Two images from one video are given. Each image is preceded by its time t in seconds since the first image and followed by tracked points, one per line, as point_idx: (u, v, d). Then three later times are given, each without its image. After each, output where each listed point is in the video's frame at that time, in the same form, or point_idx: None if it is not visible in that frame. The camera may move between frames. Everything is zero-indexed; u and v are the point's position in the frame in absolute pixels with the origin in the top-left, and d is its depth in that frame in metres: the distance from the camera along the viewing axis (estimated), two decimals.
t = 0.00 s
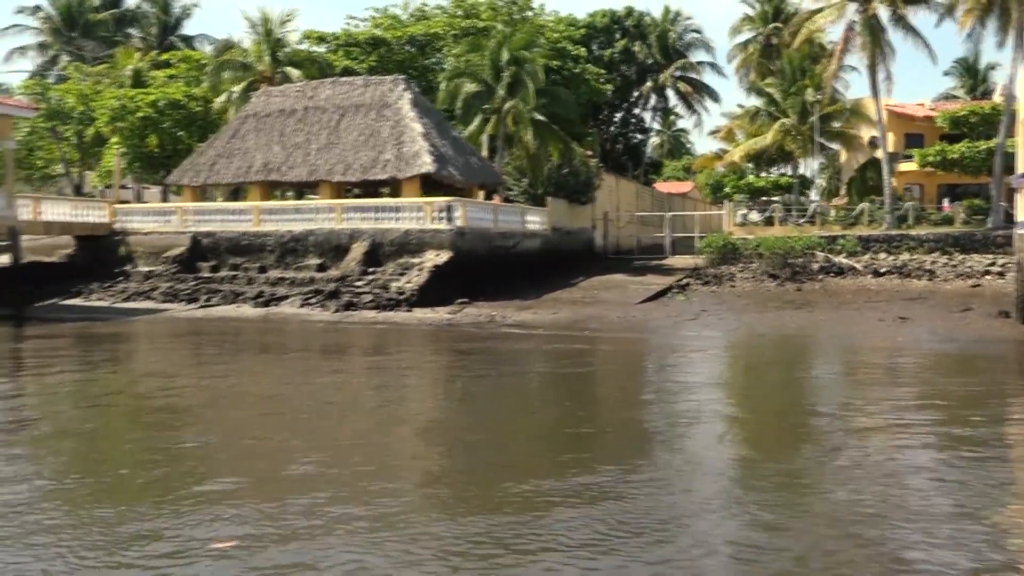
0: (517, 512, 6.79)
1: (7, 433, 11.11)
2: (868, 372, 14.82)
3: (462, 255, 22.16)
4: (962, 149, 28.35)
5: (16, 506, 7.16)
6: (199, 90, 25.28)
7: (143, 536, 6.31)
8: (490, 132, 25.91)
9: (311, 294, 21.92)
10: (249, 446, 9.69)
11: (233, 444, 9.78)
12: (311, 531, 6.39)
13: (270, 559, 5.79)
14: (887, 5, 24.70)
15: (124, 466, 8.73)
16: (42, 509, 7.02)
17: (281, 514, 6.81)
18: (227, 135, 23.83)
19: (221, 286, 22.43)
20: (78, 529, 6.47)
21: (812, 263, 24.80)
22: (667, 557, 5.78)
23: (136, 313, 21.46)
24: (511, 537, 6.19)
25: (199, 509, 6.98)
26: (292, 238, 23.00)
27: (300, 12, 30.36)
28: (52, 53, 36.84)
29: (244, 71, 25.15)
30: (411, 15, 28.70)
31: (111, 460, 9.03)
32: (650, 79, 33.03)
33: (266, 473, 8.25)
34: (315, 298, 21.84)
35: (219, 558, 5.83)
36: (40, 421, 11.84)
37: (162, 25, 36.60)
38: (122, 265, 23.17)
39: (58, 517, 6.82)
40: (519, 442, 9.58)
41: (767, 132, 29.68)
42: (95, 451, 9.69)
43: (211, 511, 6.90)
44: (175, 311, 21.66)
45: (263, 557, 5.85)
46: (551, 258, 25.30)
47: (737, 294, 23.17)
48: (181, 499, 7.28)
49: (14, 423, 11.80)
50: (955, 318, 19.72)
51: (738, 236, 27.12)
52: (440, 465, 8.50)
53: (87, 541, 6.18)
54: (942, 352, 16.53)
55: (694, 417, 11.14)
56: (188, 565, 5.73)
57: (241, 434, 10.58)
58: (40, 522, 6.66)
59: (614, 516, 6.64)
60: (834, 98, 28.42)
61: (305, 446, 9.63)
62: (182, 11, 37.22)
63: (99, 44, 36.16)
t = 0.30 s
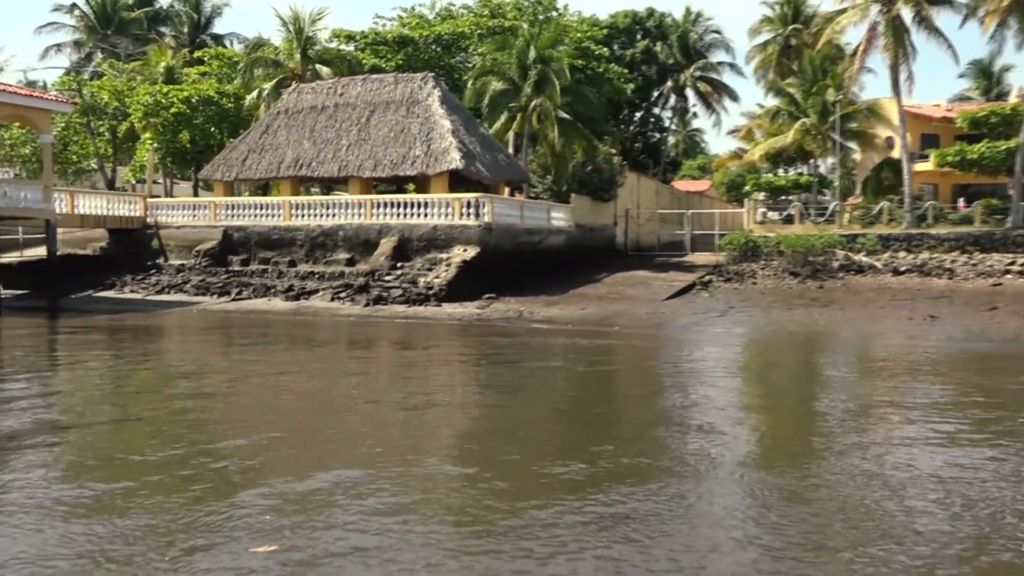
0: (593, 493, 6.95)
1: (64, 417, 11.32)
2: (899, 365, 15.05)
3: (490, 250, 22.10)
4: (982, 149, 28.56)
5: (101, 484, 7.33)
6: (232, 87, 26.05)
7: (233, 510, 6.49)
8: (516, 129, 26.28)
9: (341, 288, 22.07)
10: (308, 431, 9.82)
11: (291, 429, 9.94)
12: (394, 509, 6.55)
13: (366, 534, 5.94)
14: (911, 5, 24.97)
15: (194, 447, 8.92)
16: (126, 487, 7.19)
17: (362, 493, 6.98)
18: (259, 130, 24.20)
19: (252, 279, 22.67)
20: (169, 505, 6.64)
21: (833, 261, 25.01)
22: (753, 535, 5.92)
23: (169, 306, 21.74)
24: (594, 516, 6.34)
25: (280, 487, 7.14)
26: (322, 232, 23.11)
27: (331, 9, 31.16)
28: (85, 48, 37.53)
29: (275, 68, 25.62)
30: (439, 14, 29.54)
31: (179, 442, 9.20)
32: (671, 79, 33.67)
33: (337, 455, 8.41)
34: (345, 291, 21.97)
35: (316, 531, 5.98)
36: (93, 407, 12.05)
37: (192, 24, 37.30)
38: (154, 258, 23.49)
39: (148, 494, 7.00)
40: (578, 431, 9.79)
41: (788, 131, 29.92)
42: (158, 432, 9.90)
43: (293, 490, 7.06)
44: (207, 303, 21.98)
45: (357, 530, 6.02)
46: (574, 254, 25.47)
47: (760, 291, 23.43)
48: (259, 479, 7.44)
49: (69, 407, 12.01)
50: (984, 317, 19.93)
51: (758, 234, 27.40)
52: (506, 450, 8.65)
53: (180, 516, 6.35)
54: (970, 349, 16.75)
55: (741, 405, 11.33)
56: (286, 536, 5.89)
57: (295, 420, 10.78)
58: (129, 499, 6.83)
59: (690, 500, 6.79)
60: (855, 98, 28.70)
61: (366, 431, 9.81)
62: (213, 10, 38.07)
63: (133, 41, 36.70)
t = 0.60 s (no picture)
0: (629, 482, 7.22)
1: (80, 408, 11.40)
2: (890, 364, 15.65)
3: (482, 253, 22.39)
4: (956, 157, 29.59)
5: (140, 472, 7.49)
6: (224, 88, 26.23)
7: (277, 495, 6.68)
8: (506, 134, 26.74)
9: (336, 289, 22.00)
10: (329, 425, 10.01)
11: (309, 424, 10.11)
12: (442, 496, 6.78)
13: (412, 516, 6.16)
14: (890, 17, 25.89)
15: (221, 438, 9.08)
16: (166, 476, 7.35)
17: (399, 481, 7.20)
18: (252, 132, 24.36)
19: (246, 279, 22.68)
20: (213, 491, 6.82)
21: (814, 265, 25.79)
22: (780, 517, 6.23)
23: (164, 304, 21.63)
24: (629, 501, 6.62)
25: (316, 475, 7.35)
26: (316, 233, 23.25)
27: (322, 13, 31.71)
28: (76, 50, 37.60)
29: (267, 70, 26.21)
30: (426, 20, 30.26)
31: (203, 433, 9.35)
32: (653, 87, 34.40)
33: (363, 449, 8.61)
34: (339, 292, 21.89)
35: (361, 513, 6.20)
36: (104, 400, 12.14)
37: (183, 27, 37.34)
38: (148, 258, 23.53)
39: (188, 481, 7.16)
40: (594, 426, 10.10)
41: (768, 139, 30.62)
42: (179, 425, 10.03)
43: (330, 479, 7.26)
44: (202, 302, 21.79)
45: (401, 513, 6.23)
46: (563, 256, 25.89)
47: (745, 294, 24.17)
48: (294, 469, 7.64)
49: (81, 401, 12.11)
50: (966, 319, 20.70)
51: (742, 237, 28.11)
52: (528, 446, 8.90)
53: (226, 499, 6.54)
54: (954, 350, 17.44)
55: (744, 403, 11.73)
56: (333, 518, 6.10)
57: (312, 414, 10.96)
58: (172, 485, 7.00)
59: (719, 486, 7.13)
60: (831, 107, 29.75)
61: (385, 427, 10.02)
62: (202, 14, 38.51)
63: (125, 43, 36.79)
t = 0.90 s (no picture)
0: (706, 492, 7.41)
1: (157, 407, 11.82)
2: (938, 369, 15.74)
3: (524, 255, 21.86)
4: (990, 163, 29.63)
5: (229, 479, 7.78)
6: (270, 95, 27.26)
7: (364, 507, 6.91)
8: (543, 139, 27.23)
9: (381, 290, 21.91)
10: (400, 429, 10.15)
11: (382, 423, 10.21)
12: (527, 505, 7.00)
13: (496, 532, 6.33)
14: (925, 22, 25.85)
15: (299, 442, 9.35)
16: (253, 484, 7.62)
17: (478, 493, 7.37)
18: (297, 137, 24.59)
19: (294, 280, 22.81)
20: (302, 501, 7.07)
21: (847, 269, 26.11)
22: (861, 531, 6.36)
23: (216, 305, 22.08)
24: (708, 514, 6.74)
25: (395, 486, 7.54)
26: (361, 236, 23.03)
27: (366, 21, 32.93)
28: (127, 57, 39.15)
29: (312, 78, 26.84)
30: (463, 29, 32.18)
31: (280, 436, 9.63)
32: (683, 93, 34.93)
33: (439, 455, 8.79)
34: (385, 294, 21.83)
35: (452, 527, 6.42)
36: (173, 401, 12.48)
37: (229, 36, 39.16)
38: (199, 258, 23.95)
39: (275, 490, 7.42)
40: (664, 430, 10.20)
41: (799, 144, 31.31)
42: (259, 426, 10.40)
43: (412, 489, 7.47)
44: (252, 303, 22.21)
45: (485, 527, 6.41)
46: (599, 259, 26.24)
47: (780, 297, 24.63)
48: (375, 477, 7.82)
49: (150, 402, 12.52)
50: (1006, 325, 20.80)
51: (774, 241, 28.60)
52: (601, 453, 8.97)
53: (320, 511, 6.79)
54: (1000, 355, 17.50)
55: (809, 408, 11.77)
56: (422, 532, 6.30)
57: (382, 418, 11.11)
58: (260, 494, 7.26)
59: (796, 496, 7.28)
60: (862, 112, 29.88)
61: (456, 431, 10.22)
62: (248, 26, 40.40)
63: (174, 53, 38.00)
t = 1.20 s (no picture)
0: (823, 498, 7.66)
1: (281, 397, 12.64)
2: None
3: (607, 257, 21.26)
4: None
5: (365, 469, 8.33)
6: (360, 105, 29.74)
7: (499, 505, 7.27)
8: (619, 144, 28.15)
9: (469, 289, 21.63)
10: (514, 428, 10.54)
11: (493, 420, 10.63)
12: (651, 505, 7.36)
13: (628, 534, 6.63)
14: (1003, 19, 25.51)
15: (419, 437, 9.83)
16: (386, 476, 8.06)
17: (599, 492, 7.73)
18: (386, 145, 25.22)
19: (385, 281, 23.13)
20: (438, 495, 7.48)
21: (925, 268, 25.93)
22: (982, 543, 6.55)
23: (311, 304, 22.68)
24: (827, 522, 6.98)
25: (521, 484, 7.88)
26: (447, 238, 22.79)
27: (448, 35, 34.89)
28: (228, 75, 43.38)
29: (397, 88, 29.49)
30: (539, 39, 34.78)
31: (399, 430, 10.19)
32: (753, 97, 35.60)
33: (556, 453, 9.18)
34: (473, 293, 21.54)
35: (585, 525, 6.81)
36: (292, 391, 13.26)
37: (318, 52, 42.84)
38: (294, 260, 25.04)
39: (411, 484, 7.84)
40: (773, 433, 10.44)
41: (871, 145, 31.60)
42: (378, 419, 11.00)
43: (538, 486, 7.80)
44: (345, 302, 22.69)
45: (611, 530, 6.76)
46: (677, 259, 26.54)
47: (859, 296, 24.89)
48: (500, 473, 8.23)
49: (266, 388, 13.22)
50: None
51: (850, 242, 28.85)
52: (716, 456, 9.19)
53: (459, 506, 7.24)
54: None
55: (911, 408, 11.95)
56: (558, 530, 6.69)
57: (494, 415, 11.58)
58: (395, 488, 7.69)
59: (912, 504, 7.48)
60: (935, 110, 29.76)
61: (570, 429, 10.68)
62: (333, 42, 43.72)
63: (268, 67, 42.84)
